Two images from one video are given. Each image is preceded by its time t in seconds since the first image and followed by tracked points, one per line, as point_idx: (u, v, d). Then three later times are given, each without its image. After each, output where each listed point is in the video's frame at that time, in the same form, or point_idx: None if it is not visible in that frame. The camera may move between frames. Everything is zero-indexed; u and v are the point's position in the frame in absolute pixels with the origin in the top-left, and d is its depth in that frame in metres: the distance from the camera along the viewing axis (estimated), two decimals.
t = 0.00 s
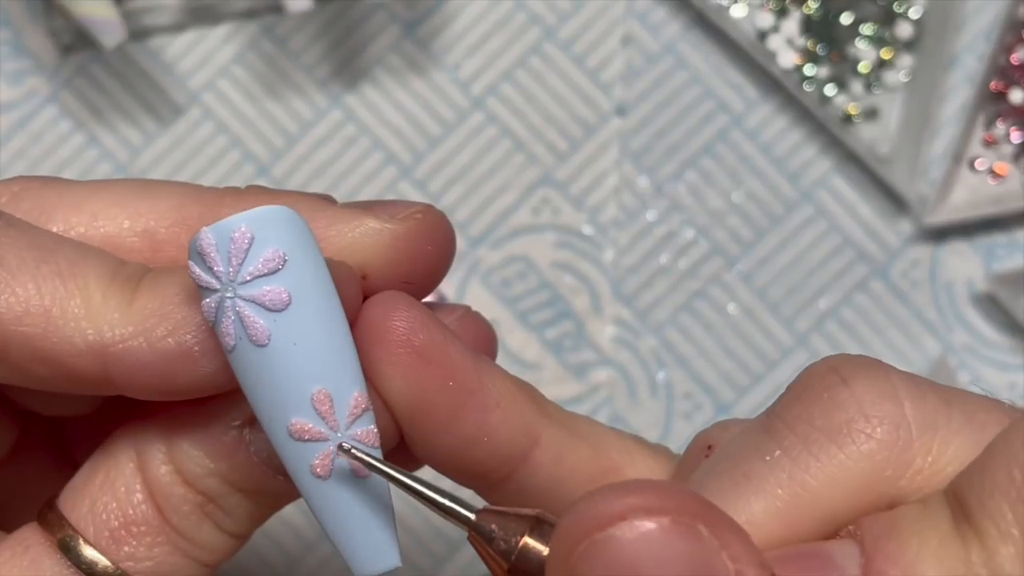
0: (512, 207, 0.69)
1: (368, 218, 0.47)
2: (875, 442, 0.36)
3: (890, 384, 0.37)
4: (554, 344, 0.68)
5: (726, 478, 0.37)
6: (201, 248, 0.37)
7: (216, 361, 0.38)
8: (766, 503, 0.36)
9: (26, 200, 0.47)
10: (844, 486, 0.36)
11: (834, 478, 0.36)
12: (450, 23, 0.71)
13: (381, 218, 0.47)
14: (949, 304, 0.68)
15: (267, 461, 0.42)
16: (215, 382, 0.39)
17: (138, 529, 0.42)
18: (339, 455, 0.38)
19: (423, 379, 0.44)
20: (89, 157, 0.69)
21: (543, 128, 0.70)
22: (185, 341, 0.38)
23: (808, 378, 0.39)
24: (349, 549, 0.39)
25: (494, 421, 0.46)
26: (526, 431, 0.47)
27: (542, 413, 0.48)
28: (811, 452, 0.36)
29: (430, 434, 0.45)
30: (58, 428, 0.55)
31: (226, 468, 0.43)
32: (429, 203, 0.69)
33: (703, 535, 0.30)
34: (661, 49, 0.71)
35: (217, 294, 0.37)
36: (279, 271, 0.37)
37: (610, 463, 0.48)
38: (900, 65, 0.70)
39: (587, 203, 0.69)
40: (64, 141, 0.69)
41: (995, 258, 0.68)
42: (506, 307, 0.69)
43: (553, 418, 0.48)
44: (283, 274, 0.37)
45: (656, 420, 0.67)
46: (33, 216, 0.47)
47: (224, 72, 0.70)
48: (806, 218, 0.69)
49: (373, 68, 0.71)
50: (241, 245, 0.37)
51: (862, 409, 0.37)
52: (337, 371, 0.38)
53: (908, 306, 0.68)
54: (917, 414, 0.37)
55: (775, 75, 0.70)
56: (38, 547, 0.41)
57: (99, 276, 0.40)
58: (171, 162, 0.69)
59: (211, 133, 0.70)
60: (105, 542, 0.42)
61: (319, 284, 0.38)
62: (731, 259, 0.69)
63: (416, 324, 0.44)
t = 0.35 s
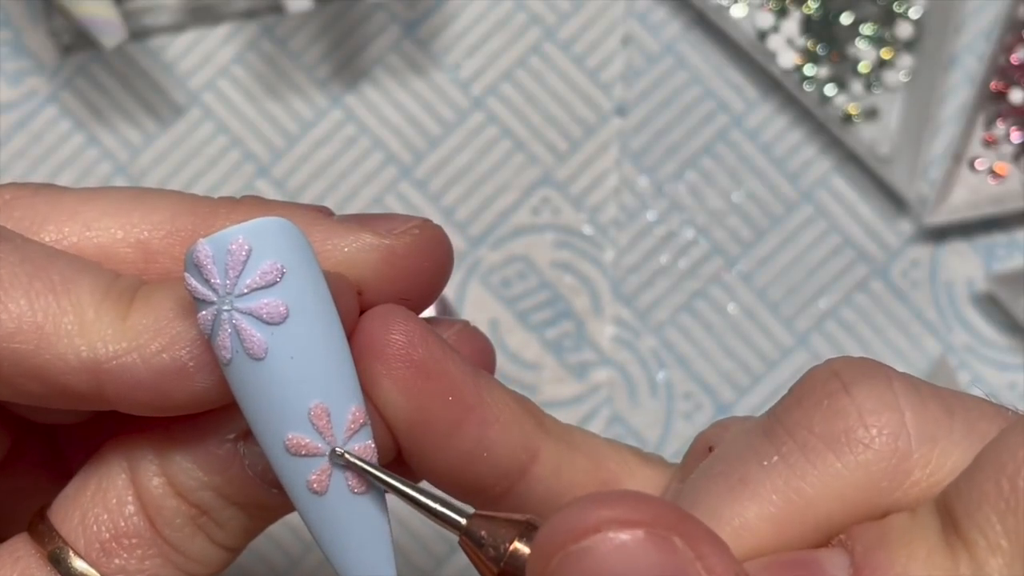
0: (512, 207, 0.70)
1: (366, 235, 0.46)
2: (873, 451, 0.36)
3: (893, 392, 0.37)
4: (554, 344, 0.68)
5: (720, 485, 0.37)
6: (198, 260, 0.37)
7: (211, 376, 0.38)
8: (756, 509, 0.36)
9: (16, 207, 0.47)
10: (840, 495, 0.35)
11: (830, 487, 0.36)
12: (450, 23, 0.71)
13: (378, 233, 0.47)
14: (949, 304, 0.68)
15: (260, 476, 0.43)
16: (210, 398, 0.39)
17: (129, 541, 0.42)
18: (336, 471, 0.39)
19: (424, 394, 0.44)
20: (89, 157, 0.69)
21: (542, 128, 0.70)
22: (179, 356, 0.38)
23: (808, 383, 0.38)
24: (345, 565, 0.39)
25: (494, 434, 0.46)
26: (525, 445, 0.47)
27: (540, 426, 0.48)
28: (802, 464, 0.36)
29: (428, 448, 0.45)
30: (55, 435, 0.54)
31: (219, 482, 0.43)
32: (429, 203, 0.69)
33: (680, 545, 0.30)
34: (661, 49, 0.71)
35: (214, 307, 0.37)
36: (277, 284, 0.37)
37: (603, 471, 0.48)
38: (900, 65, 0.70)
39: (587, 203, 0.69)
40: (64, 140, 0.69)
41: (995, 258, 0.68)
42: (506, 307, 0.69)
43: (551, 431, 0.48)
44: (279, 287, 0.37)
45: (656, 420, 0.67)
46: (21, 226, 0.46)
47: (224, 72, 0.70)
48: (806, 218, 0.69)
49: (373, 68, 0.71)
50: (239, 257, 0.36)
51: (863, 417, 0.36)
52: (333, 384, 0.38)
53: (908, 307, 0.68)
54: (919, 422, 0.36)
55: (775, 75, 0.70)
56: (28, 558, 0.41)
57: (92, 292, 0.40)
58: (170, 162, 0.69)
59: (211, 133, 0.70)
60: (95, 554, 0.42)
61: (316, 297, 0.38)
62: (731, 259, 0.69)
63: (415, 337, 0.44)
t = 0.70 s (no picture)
0: (512, 207, 0.70)
1: (369, 240, 0.46)
2: (896, 467, 0.35)
3: (920, 407, 0.36)
4: (554, 344, 0.68)
5: (736, 495, 0.37)
6: (201, 260, 0.37)
7: (212, 377, 0.39)
8: (772, 521, 0.35)
9: (17, 209, 0.46)
10: (858, 512, 0.35)
11: (847, 503, 0.35)
12: (450, 23, 0.71)
13: (382, 238, 0.47)
14: (949, 304, 0.68)
15: (258, 479, 0.43)
16: (211, 400, 0.39)
17: (127, 544, 0.42)
18: (334, 475, 0.39)
19: (422, 400, 0.43)
20: (88, 157, 0.69)
21: (542, 128, 0.70)
22: (180, 358, 0.38)
23: (834, 393, 0.37)
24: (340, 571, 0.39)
25: (493, 442, 0.45)
26: (525, 453, 0.46)
27: (541, 433, 0.47)
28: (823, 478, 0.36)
29: (426, 454, 0.45)
30: (57, 435, 0.54)
31: (218, 485, 0.43)
32: (429, 203, 0.69)
33: None
34: (661, 49, 0.71)
35: (216, 307, 0.37)
36: (279, 285, 0.37)
37: (607, 481, 0.47)
38: (900, 65, 0.70)
39: (587, 203, 0.69)
40: (63, 140, 0.69)
41: (994, 258, 0.68)
42: (506, 307, 0.69)
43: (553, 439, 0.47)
44: (282, 289, 0.37)
45: (656, 420, 0.67)
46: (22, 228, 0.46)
47: (224, 72, 0.70)
48: (806, 218, 0.69)
49: (373, 68, 0.71)
50: (242, 257, 0.36)
51: (888, 431, 0.35)
52: (334, 388, 0.38)
53: (908, 306, 0.68)
54: (945, 439, 0.35)
55: (775, 75, 0.69)
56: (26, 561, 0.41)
57: (93, 293, 0.40)
58: (170, 162, 0.69)
59: (211, 132, 0.70)
60: (93, 557, 0.42)
61: (318, 300, 0.38)
62: (731, 259, 0.69)
63: (414, 342, 0.43)
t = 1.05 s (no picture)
0: (512, 207, 0.69)
1: (369, 242, 0.46)
2: (920, 458, 0.35)
3: (945, 398, 0.36)
4: (553, 344, 0.68)
5: (755, 484, 0.37)
6: (202, 257, 0.37)
7: (211, 377, 0.39)
8: (793, 510, 0.35)
9: (16, 210, 0.46)
10: (880, 502, 0.34)
11: (869, 492, 0.35)
12: (450, 22, 0.71)
13: (382, 240, 0.47)
14: (949, 304, 0.68)
15: (256, 480, 0.43)
16: (209, 400, 0.39)
17: (124, 544, 0.42)
18: (332, 475, 0.39)
19: (421, 401, 0.43)
20: (88, 157, 0.69)
21: (542, 128, 0.70)
22: (179, 357, 0.38)
23: (858, 380, 0.37)
24: (339, 570, 0.39)
25: (491, 445, 0.45)
26: (523, 456, 0.45)
27: (540, 438, 0.46)
28: (845, 467, 0.35)
29: (424, 456, 0.44)
30: (61, 435, 0.54)
31: (215, 487, 0.43)
32: (429, 203, 0.69)
33: None
34: (661, 49, 0.71)
35: (215, 305, 0.37)
36: (279, 283, 0.37)
37: (606, 486, 0.46)
38: (900, 65, 0.70)
39: (587, 202, 0.69)
40: (63, 140, 0.69)
41: (994, 258, 0.68)
42: (506, 307, 0.69)
43: (552, 444, 0.47)
44: (282, 287, 0.37)
45: (657, 420, 0.67)
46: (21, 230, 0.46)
47: (223, 72, 0.70)
48: (806, 218, 0.69)
49: (373, 68, 0.71)
50: (243, 255, 0.37)
51: (912, 421, 0.35)
52: (333, 386, 0.38)
53: (908, 306, 0.68)
54: (971, 431, 0.35)
55: (775, 75, 0.69)
56: (22, 562, 0.41)
57: (91, 293, 0.40)
58: (170, 162, 0.69)
59: (211, 132, 0.70)
60: (90, 559, 0.42)
61: (318, 298, 0.38)
62: (731, 259, 0.69)
63: (412, 344, 0.43)
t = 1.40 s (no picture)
0: (512, 207, 0.69)
1: (370, 242, 0.46)
2: (945, 443, 0.33)
3: (973, 382, 0.34)
4: (553, 344, 0.68)
5: (776, 464, 0.35)
6: (203, 255, 0.37)
7: (211, 377, 0.39)
8: (813, 490, 0.34)
9: (17, 210, 0.46)
10: (904, 486, 0.33)
11: (893, 474, 0.33)
12: (450, 23, 0.71)
13: (382, 242, 0.47)
14: (949, 304, 0.68)
15: (254, 481, 0.42)
16: (209, 400, 0.39)
17: (123, 546, 0.42)
18: (332, 473, 0.39)
19: (420, 402, 0.43)
20: (88, 157, 0.69)
21: (542, 128, 0.70)
22: (179, 357, 0.38)
23: (884, 363, 0.36)
24: (338, 570, 0.39)
25: (491, 446, 0.45)
26: (524, 458, 0.45)
27: (541, 440, 0.47)
28: (872, 447, 0.34)
29: (423, 458, 0.44)
30: (61, 437, 0.54)
31: (214, 488, 0.43)
32: (429, 203, 0.69)
33: None
34: (661, 49, 0.71)
35: (216, 303, 0.37)
36: (280, 281, 0.37)
37: (606, 488, 0.47)
38: (900, 65, 0.70)
39: (587, 202, 0.69)
40: (63, 140, 0.69)
41: (995, 258, 0.68)
42: (506, 307, 0.69)
43: (553, 446, 0.47)
44: (283, 286, 0.37)
45: (657, 420, 0.67)
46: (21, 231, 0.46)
47: (223, 72, 0.70)
48: (806, 218, 0.69)
49: (373, 68, 0.71)
50: (244, 253, 0.37)
51: (939, 404, 0.34)
52: (333, 385, 0.38)
53: (908, 306, 0.68)
54: (998, 418, 0.33)
55: (775, 75, 0.69)
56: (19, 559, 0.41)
57: (91, 294, 0.40)
58: (170, 162, 0.69)
59: (211, 132, 0.70)
60: (88, 560, 0.42)
61: (319, 297, 0.38)
62: (731, 259, 0.69)
63: (412, 345, 0.43)
